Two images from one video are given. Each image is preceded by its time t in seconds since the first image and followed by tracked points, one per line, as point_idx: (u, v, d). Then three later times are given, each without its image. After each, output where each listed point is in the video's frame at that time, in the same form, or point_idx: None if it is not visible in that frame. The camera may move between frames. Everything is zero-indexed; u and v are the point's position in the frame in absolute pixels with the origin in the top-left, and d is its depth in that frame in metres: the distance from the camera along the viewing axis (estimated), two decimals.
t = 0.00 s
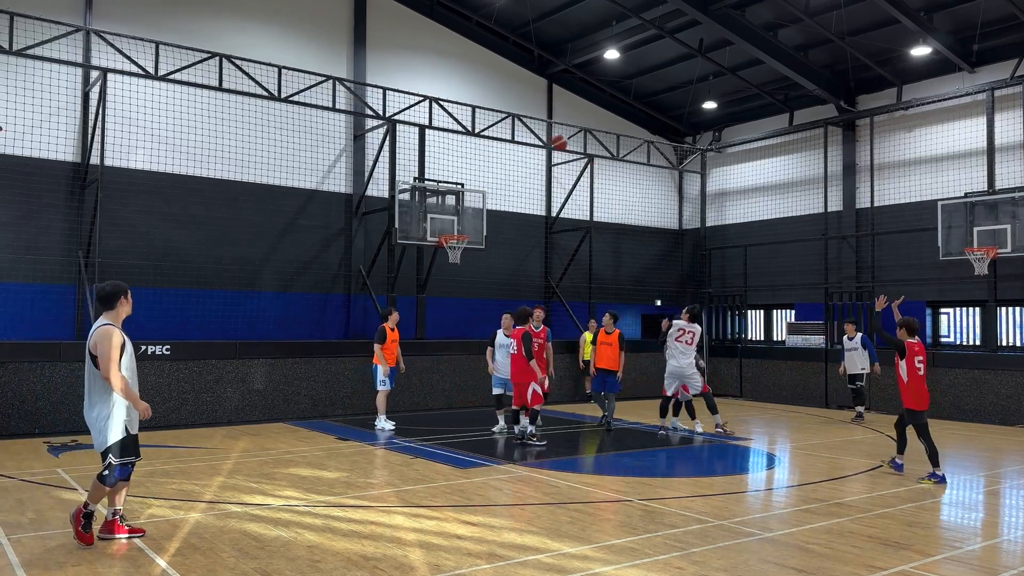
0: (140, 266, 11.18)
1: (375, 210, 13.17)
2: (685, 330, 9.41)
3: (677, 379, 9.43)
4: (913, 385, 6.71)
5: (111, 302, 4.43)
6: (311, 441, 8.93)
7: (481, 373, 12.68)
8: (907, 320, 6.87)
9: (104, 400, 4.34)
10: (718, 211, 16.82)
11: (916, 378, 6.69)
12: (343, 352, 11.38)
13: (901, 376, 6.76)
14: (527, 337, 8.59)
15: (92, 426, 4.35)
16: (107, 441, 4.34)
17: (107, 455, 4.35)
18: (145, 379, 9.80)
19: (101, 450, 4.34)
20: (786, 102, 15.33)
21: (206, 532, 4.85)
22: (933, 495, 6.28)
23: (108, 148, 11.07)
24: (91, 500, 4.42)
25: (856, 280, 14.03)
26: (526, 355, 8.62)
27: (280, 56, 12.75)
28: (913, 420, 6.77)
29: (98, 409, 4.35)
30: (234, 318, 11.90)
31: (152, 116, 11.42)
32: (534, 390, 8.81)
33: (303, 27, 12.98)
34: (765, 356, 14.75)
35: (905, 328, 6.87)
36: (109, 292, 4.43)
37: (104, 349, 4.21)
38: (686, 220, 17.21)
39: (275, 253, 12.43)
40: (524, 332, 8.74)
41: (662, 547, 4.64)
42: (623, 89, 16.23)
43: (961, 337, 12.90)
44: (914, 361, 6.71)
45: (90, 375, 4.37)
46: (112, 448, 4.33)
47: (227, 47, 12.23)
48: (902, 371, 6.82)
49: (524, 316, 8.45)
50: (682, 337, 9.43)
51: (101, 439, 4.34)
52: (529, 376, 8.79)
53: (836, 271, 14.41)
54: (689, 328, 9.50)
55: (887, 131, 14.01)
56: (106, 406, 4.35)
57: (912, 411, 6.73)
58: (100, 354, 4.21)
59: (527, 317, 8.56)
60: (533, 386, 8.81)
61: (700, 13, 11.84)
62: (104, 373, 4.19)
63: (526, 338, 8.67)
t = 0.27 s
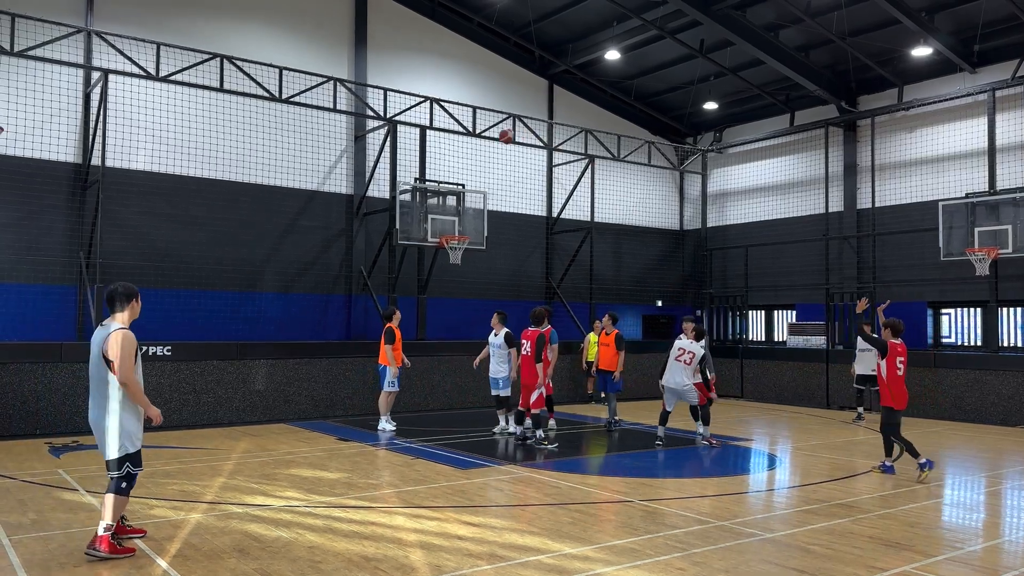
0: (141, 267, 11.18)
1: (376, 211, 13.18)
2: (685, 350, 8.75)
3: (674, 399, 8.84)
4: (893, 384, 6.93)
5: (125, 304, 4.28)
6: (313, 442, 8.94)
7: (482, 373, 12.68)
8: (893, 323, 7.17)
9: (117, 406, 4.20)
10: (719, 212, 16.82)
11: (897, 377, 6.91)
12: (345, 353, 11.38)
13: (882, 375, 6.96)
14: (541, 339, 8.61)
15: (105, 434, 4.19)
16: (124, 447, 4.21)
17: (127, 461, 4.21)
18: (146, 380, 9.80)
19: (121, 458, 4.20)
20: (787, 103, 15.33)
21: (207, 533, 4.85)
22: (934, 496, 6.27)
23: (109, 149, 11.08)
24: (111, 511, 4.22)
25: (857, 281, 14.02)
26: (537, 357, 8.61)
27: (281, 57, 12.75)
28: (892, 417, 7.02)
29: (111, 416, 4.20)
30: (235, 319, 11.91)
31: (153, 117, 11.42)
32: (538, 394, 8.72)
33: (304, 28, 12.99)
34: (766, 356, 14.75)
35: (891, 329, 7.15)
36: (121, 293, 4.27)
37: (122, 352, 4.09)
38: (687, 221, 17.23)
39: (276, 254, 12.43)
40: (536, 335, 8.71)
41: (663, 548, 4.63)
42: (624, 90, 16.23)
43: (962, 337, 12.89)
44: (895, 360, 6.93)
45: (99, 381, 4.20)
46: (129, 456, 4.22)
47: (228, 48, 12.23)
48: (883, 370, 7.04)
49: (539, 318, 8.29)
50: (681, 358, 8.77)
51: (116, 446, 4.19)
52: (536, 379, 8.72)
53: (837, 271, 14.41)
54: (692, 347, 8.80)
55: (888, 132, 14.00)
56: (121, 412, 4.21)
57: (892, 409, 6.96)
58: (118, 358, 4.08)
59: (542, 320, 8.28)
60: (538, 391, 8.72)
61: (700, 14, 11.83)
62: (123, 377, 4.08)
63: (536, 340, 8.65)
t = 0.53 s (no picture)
0: (142, 267, 11.19)
1: (376, 211, 13.19)
2: (702, 342, 8.68)
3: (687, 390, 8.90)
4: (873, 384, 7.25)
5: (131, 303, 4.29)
6: (313, 442, 8.94)
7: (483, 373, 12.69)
8: (874, 321, 7.42)
9: (124, 408, 4.18)
10: (719, 212, 16.83)
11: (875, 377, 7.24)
12: (346, 353, 11.38)
13: (861, 375, 7.29)
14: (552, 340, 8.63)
15: (107, 435, 4.12)
16: (125, 449, 4.18)
17: (123, 464, 4.18)
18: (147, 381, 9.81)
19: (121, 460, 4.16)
20: (787, 103, 15.33)
21: (208, 534, 4.85)
22: (936, 497, 6.26)
23: (110, 149, 11.09)
24: (104, 516, 4.16)
25: (858, 281, 14.03)
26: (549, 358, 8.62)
27: (282, 57, 12.76)
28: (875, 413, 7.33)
29: (115, 417, 4.15)
30: (235, 319, 11.92)
31: (153, 117, 11.41)
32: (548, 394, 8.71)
33: (305, 29, 12.99)
34: (766, 356, 14.75)
35: (871, 328, 7.45)
36: (133, 293, 4.30)
37: (143, 351, 4.15)
38: (687, 221, 17.24)
39: (276, 254, 12.43)
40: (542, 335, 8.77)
41: (664, 549, 4.63)
42: (624, 90, 16.23)
43: (963, 338, 12.89)
44: (873, 359, 7.27)
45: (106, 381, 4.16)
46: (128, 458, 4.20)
47: (229, 48, 12.25)
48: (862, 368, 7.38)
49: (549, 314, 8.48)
50: (699, 350, 8.73)
51: (118, 448, 4.15)
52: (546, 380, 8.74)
53: (838, 271, 14.41)
54: (710, 340, 8.74)
55: (889, 132, 13.99)
56: (125, 413, 4.19)
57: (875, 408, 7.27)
58: (141, 356, 4.13)
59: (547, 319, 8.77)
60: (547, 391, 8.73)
61: (700, 14, 11.83)
62: (148, 377, 4.14)
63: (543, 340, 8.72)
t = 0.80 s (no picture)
0: (142, 267, 11.19)
1: (377, 211, 13.19)
2: (713, 341, 8.69)
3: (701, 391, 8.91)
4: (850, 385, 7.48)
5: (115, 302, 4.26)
6: (314, 442, 8.94)
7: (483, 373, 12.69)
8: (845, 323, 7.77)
9: (119, 408, 4.16)
10: (719, 212, 16.82)
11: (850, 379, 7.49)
12: (346, 353, 11.38)
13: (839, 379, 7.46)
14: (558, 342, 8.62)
15: (105, 437, 4.09)
16: (124, 450, 4.17)
17: (123, 464, 4.18)
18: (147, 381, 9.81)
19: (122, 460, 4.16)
20: (788, 103, 15.32)
21: (208, 533, 4.85)
22: (936, 497, 6.26)
23: (110, 149, 11.09)
24: (104, 516, 4.16)
25: (858, 281, 14.02)
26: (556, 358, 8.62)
27: (283, 57, 12.76)
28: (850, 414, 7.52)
29: (112, 418, 4.13)
30: (236, 319, 11.92)
31: (153, 117, 11.42)
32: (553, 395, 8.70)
33: (305, 29, 12.99)
34: (767, 356, 14.75)
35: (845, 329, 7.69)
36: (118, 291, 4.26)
37: (137, 350, 4.16)
38: (687, 221, 17.24)
39: (277, 254, 12.43)
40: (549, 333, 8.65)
41: (664, 549, 4.63)
42: (624, 90, 16.23)
43: (964, 338, 12.88)
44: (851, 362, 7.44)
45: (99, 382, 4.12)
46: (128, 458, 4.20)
47: (229, 48, 12.25)
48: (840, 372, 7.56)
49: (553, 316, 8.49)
50: (711, 349, 8.73)
51: (116, 449, 4.13)
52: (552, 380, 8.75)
53: (838, 271, 14.40)
54: (721, 340, 8.78)
55: (889, 132, 13.99)
56: (123, 414, 4.17)
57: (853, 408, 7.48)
58: (136, 356, 4.14)
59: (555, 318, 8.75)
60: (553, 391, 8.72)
61: (701, 14, 11.83)
62: (141, 375, 4.13)
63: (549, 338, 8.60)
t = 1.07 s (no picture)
0: (143, 267, 11.19)
1: (377, 211, 13.19)
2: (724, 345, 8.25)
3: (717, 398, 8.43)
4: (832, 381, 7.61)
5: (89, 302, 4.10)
6: (314, 442, 8.95)
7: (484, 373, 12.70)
8: (830, 321, 7.82)
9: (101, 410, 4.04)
10: (720, 212, 16.82)
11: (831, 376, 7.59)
12: (346, 353, 11.38)
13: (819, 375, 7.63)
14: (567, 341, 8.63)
15: (89, 440, 3.98)
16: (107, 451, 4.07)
17: (110, 464, 4.11)
18: (148, 381, 9.81)
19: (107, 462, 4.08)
20: (788, 103, 15.32)
21: (208, 534, 4.85)
22: (936, 497, 6.25)
23: (110, 149, 11.09)
24: (103, 517, 4.16)
25: (859, 281, 14.03)
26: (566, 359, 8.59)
27: (283, 57, 12.76)
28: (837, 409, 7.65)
29: (93, 420, 4.01)
30: (236, 319, 11.92)
31: (153, 117, 11.41)
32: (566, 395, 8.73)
33: (305, 29, 13.00)
34: (767, 356, 14.75)
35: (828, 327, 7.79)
36: (92, 291, 4.10)
37: (115, 349, 4.05)
38: (688, 221, 17.23)
39: (277, 255, 12.44)
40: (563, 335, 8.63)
41: (664, 549, 4.63)
42: (625, 90, 16.23)
43: (965, 338, 12.88)
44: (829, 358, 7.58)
45: (79, 384, 3.99)
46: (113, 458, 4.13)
47: (230, 49, 12.25)
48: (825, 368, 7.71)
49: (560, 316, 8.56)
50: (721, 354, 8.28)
51: (101, 451, 4.03)
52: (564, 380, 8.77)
53: (838, 271, 14.41)
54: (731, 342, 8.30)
55: (890, 132, 13.98)
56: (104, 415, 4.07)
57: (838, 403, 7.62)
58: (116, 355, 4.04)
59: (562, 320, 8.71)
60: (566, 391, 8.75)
61: (701, 14, 11.83)
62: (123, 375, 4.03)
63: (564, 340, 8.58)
